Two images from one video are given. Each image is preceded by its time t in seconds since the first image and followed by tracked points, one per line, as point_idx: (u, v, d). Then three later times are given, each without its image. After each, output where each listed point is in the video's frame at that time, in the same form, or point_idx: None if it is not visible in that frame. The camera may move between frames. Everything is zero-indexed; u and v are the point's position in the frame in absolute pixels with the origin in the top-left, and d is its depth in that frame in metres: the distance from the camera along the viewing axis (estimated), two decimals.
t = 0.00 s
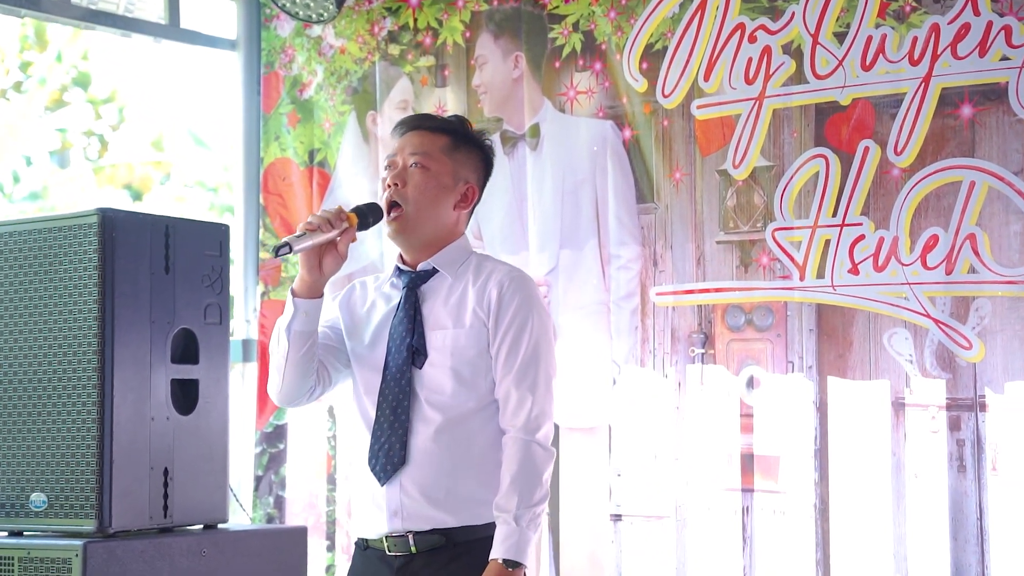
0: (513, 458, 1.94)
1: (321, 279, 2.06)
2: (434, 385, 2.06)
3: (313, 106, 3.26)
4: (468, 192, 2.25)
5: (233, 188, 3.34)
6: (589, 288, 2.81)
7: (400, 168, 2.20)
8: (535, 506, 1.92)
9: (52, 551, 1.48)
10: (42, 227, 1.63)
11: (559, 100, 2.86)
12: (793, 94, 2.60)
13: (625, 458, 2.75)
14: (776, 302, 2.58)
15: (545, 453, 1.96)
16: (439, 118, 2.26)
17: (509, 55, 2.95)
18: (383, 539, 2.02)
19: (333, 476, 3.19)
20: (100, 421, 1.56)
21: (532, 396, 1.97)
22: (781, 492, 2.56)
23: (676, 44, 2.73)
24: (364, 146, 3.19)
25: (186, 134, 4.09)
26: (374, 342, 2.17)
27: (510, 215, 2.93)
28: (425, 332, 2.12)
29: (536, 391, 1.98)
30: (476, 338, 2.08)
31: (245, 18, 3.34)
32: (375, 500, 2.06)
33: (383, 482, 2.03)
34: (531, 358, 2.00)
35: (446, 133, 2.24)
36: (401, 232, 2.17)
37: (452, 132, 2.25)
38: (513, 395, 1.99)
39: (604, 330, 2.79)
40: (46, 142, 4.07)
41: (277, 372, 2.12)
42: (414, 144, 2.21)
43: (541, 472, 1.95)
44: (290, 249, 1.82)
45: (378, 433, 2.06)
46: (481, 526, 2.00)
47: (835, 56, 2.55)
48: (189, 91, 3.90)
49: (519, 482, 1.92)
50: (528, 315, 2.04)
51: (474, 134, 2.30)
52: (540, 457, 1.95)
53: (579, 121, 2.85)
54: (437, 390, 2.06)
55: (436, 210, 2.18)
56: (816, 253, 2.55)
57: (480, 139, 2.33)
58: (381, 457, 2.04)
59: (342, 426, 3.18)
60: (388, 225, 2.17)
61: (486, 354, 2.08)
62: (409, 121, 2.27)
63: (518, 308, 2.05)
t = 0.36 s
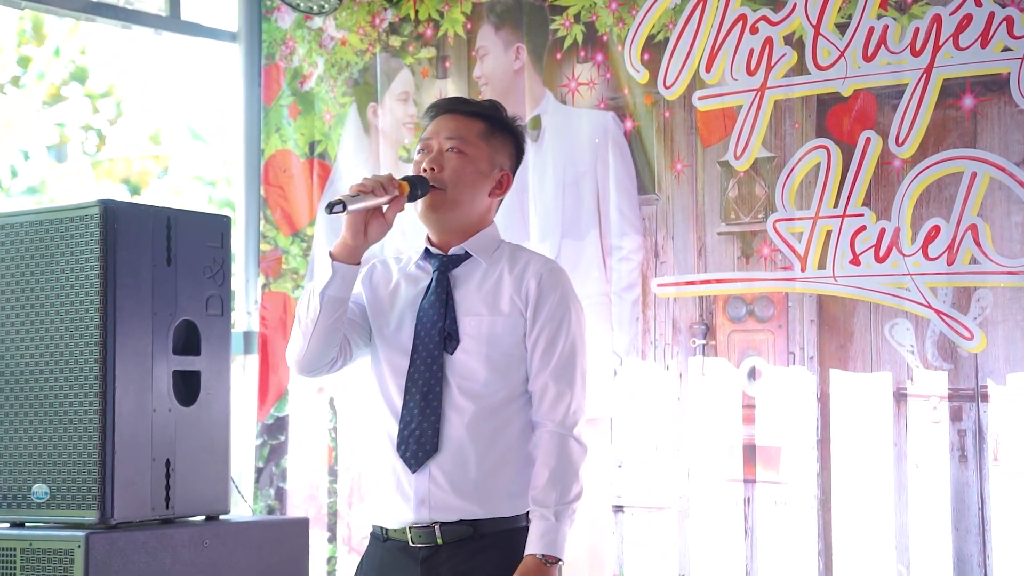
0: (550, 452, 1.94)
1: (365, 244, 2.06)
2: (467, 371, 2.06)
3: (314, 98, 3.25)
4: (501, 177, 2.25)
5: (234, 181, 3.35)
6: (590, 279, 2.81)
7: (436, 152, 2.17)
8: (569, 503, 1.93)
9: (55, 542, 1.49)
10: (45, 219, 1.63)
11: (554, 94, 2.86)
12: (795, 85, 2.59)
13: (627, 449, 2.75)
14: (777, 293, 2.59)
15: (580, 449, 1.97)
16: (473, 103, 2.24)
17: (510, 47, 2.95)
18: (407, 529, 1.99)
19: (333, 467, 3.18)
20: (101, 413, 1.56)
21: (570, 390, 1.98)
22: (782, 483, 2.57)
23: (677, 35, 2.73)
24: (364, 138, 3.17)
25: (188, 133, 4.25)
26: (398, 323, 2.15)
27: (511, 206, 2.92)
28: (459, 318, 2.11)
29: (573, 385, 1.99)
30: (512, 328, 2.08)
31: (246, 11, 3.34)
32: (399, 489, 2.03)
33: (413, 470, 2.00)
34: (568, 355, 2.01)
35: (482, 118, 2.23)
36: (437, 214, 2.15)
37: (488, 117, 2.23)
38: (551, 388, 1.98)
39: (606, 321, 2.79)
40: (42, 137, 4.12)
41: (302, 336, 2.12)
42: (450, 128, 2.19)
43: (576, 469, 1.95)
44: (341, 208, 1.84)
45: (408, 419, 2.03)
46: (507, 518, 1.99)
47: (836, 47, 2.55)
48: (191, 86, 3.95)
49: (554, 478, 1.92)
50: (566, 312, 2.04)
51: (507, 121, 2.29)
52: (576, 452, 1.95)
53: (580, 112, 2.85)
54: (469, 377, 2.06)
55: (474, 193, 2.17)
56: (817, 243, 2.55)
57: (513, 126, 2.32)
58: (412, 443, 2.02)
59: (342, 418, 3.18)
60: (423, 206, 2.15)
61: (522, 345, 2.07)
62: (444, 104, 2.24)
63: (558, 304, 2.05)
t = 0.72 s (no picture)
0: (603, 458, 1.77)
1: (414, 236, 1.91)
2: (516, 369, 1.87)
3: (316, 98, 3.26)
4: (551, 170, 2.04)
5: (236, 182, 3.35)
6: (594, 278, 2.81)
7: (482, 145, 1.97)
8: (624, 510, 1.78)
9: (59, 542, 1.49)
10: (49, 220, 1.64)
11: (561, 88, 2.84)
12: (797, 85, 2.60)
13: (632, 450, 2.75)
14: (779, 293, 2.59)
15: (633, 455, 1.80)
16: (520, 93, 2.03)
17: (512, 47, 2.95)
18: (444, 526, 1.82)
19: (335, 468, 3.18)
20: (105, 412, 1.56)
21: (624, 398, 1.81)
22: (784, 484, 2.57)
23: (680, 36, 2.73)
24: (366, 138, 3.18)
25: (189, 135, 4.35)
26: (445, 317, 1.96)
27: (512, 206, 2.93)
28: (506, 315, 1.92)
29: (627, 392, 1.82)
30: (562, 329, 1.90)
31: (248, 12, 3.35)
32: (438, 485, 1.85)
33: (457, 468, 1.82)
34: (623, 362, 1.83)
35: (529, 108, 2.02)
36: (484, 210, 1.96)
37: (536, 106, 2.03)
38: (603, 394, 1.81)
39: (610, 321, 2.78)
40: (42, 139, 4.12)
41: (346, 331, 1.96)
42: (496, 119, 1.99)
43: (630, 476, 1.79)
44: (395, 200, 1.75)
45: (454, 417, 1.85)
46: (550, 520, 1.82)
47: (839, 48, 2.55)
48: (192, 87, 3.96)
49: (610, 484, 1.76)
50: (620, 315, 1.86)
51: (558, 109, 2.08)
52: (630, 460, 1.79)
53: (582, 112, 2.85)
54: (519, 375, 1.87)
55: (523, 188, 1.97)
56: (820, 244, 2.55)
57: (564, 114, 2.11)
58: (457, 441, 1.84)
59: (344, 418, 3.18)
60: (468, 202, 1.96)
61: (573, 348, 1.89)
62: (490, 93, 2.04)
63: (613, 309, 1.87)
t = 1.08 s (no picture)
0: (634, 466, 1.78)
1: (440, 238, 1.92)
2: (542, 374, 1.87)
3: (316, 100, 3.26)
4: (581, 168, 2.05)
5: (236, 184, 3.35)
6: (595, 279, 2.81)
7: (512, 145, 1.98)
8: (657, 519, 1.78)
9: (59, 544, 1.48)
10: (49, 223, 1.64)
11: (566, 86, 2.83)
12: (797, 87, 2.60)
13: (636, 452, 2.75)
14: (779, 295, 2.59)
15: (663, 463, 1.80)
16: (548, 92, 2.05)
17: (513, 49, 2.95)
18: (465, 528, 1.83)
19: (336, 470, 3.18)
20: (106, 414, 1.56)
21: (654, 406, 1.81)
22: (784, 486, 2.57)
23: (680, 38, 2.73)
24: (366, 140, 3.18)
25: (190, 138, 4.23)
26: (473, 317, 1.96)
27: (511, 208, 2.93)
28: (534, 318, 1.92)
29: (658, 401, 1.82)
30: (591, 334, 1.89)
31: (248, 14, 3.35)
32: (460, 488, 1.86)
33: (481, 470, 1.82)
34: (653, 371, 1.82)
35: (558, 107, 2.03)
36: (514, 210, 1.95)
37: (565, 105, 2.04)
38: (633, 402, 1.80)
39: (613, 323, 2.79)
40: (42, 141, 4.15)
41: (372, 333, 1.96)
42: (526, 119, 2.00)
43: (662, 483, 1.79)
44: (420, 203, 1.73)
45: (479, 419, 1.85)
46: (572, 526, 1.82)
47: (839, 49, 2.55)
48: (192, 89, 3.95)
49: (642, 493, 1.77)
50: (650, 323, 1.86)
51: (586, 108, 2.10)
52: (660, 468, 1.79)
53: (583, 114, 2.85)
54: (544, 379, 1.87)
55: (553, 187, 1.97)
56: (820, 246, 2.55)
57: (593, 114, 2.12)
58: (482, 443, 1.84)
59: (343, 421, 3.18)
60: (498, 202, 1.95)
61: (602, 355, 1.88)
62: (518, 94, 2.06)
63: (642, 317, 1.86)
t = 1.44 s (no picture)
0: (633, 469, 1.76)
1: (443, 239, 1.93)
2: (545, 376, 1.87)
3: (313, 101, 3.26)
4: (591, 166, 2.03)
5: (235, 185, 3.34)
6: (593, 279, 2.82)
7: (519, 146, 1.96)
8: (653, 523, 1.77)
9: (56, 544, 1.48)
10: (48, 223, 1.63)
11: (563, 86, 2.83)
12: (795, 88, 2.60)
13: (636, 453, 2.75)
14: (777, 296, 2.59)
15: (665, 467, 1.79)
16: (558, 90, 2.02)
17: (510, 50, 2.96)
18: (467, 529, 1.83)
19: (333, 471, 3.18)
20: (104, 415, 1.56)
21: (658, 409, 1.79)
22: (781, 486, 2.57)
23: (678, 38, 2.74)
24: (363, 140, 3.18)
25: (189, 138, 4.29)
26: (479, 317, 1.97)
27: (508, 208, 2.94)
28: (539, 320, 1.92)
29: (660, 403, 1.80)
30: (596, 336, 1.88)
31: (246, 14, 3.35)
32: (462, 490, 1.86)
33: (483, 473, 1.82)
34: (656, 371, 1.80)
35: (567, 105, 2.01)
36: (522, 211, 1.95)
37: (574, 103, 2.01)
38: (635, 403, 1.78)
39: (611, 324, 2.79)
40: (42, 141, 4.13)
41: (378, 333, 1.96)
42: (533, 118, 1.98)
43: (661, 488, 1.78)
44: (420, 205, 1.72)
45: (483, 423, 1.85)
46: (572, 530, 1.82)
47: (837, 50, 2.55)
48: (190, 89, 3.95)
49: (639, 496, 1.75)
50: (656, 323, 1.84)
51: (597, 104, 2.07)
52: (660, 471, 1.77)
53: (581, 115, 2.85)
54: (547, 382, 1.86)
55: (561, 187, 1.96)
56: (817, 246, 2.55)
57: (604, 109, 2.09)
58: (485, 447, 1.84)
59: (340, 422, 3.17)
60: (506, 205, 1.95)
61: (606, 358, 1.87)
62: (527, 92, 2.03)
63: (646, 317, 1.84)
